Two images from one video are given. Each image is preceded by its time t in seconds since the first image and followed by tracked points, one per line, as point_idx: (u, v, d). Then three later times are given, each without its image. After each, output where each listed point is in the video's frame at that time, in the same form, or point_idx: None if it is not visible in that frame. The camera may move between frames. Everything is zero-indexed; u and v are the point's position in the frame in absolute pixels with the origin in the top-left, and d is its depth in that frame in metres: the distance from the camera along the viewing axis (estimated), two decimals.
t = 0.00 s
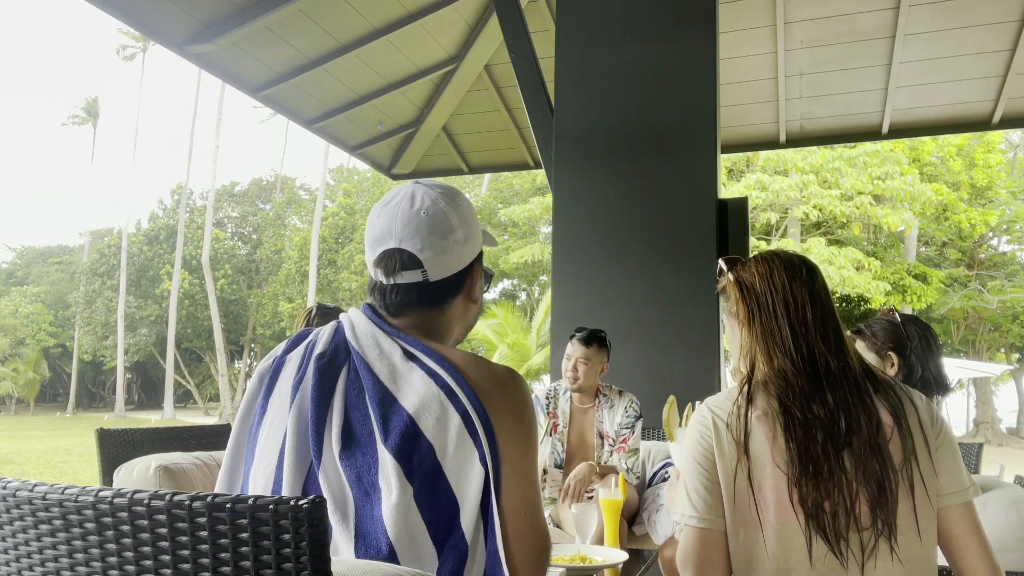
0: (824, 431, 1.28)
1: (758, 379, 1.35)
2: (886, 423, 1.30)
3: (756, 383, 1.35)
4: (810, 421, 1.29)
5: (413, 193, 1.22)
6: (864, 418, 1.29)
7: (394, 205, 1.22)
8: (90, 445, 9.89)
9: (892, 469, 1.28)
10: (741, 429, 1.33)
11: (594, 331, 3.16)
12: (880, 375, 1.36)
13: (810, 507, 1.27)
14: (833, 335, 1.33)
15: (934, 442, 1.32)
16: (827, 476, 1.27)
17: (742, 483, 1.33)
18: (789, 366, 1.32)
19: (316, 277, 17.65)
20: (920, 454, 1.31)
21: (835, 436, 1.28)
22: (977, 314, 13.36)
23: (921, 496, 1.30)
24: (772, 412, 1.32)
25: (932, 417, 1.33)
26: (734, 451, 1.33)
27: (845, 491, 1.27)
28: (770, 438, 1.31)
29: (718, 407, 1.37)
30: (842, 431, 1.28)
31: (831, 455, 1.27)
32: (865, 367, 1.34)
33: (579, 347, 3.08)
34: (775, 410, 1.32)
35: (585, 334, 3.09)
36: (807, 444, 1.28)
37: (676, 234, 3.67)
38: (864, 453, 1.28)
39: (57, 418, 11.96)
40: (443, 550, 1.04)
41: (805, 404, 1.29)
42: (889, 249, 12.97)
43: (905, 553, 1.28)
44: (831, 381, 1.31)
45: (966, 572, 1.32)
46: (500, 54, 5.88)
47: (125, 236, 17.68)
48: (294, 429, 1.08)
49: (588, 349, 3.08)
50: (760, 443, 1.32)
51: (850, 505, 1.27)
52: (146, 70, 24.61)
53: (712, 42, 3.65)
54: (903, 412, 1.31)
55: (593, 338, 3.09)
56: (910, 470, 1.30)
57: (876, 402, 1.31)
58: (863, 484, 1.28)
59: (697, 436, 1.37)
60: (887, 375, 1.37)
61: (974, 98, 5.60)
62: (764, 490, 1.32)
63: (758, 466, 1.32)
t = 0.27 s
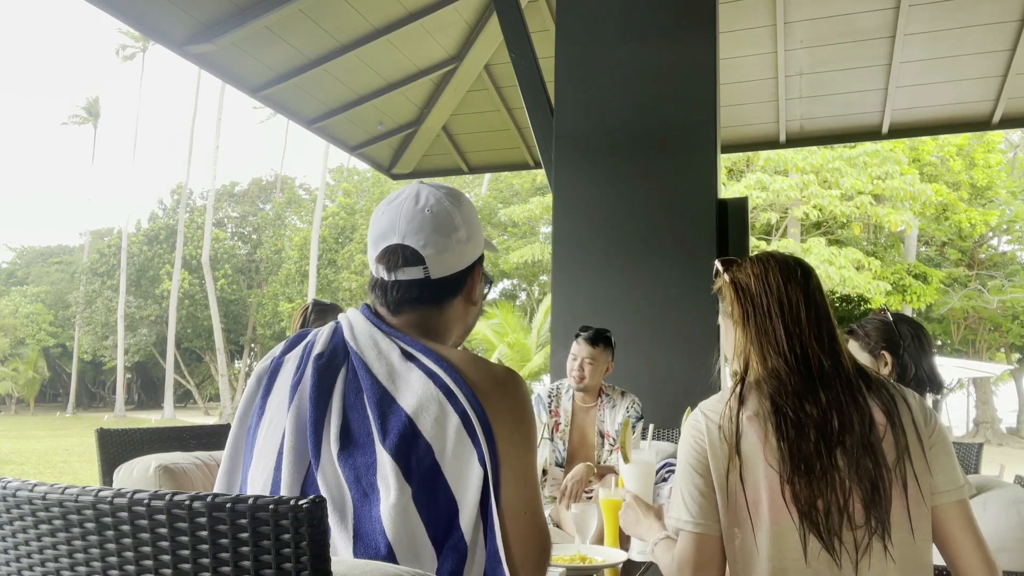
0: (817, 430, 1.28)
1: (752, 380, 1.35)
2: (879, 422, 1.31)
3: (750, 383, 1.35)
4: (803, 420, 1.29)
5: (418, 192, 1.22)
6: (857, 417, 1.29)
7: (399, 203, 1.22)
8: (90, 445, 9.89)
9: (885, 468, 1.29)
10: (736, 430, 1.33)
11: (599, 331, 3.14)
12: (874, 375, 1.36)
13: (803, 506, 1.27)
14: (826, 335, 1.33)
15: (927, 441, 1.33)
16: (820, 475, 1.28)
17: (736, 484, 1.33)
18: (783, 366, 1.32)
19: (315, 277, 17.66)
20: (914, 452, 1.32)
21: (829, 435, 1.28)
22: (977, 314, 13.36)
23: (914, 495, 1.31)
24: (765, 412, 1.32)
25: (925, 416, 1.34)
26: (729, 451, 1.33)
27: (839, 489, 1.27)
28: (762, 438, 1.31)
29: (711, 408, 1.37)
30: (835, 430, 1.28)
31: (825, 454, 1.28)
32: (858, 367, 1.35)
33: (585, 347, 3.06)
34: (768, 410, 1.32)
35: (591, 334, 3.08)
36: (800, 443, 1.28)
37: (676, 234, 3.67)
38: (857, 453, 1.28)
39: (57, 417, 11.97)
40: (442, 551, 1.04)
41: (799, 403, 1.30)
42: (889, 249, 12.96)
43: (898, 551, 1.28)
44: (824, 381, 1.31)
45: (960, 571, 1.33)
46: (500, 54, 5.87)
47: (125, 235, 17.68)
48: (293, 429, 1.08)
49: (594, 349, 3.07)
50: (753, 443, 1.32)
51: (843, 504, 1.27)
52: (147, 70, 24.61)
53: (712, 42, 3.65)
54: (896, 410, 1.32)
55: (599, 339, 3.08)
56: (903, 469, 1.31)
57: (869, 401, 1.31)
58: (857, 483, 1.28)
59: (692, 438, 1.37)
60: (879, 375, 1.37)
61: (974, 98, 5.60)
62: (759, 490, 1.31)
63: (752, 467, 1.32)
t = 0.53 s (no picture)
0: (814, 431, 1.28)
1: (754, 380, 1.35)
2: (877, 422, 1.31)
3: (751, 383, 1.35)
4: (802, 420, 1.29)
5: (425, 192, 1.22)
6: (856, 417, 1.29)
7: (407, 203, 1.22)
8: (90, 445, 9.89)
9: (883, 470, 1.29)
10: (734, 430, 1.33)
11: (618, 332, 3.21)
12: (873, 376, 1.37)
13: (801, 507, 1.27)
14: (828, 336, 1.33)
15: (925, 441, 1.33)
16: (819, 476, 1.27)
17: (734, 484, 1.33)
18: (782, 366, 1.32)
19: (316, 277, 17.67)
20: (913, 454, 1.31)
21: (826, 435, 1.28)
22: (977, 314, 13.37)
23: (914, 497, 1.30)
24: (763, 413, 1.32)
25: (925, 418, 1.34)
26: (727, 451, 1.33)
27: (836, 490, 1.28)
28: (760, 438, 1.31)
29: (709, 409, 1.37)
30: (834, 431, 1.28)
31: (823, 454, 1.28)
32: (857, 367, 1.35)
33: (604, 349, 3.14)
34: (766, 411, 1.32)
35: (610, 336, 3.15)
36: (798, 444, 1.28)
37: (676, 234, 3.67)
38: (856, 453, 1.28)
39: (57, 418, 11.98)
40: (443, 553, 1.03)
41: (799, 403, 1.30)
42: (890, 249, 12.96)
43: (895, 553, 1.28)
44: (824, 381, 1.31)
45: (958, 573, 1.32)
46: (500, 54, 5.87)
47: (125, 236, 17.68)
48: (295, 429, 1.08)
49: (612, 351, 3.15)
50: (751, 443, 1.32)
51: (840, 505, 1.27)
52: (147, 70, 24.62)
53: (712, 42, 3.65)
54: (895, 410, 1.32)
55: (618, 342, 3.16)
56: (903, 469, 1.30)
57: (868, 401, 1.31)
58: (855, 483, 1.28)
59: (692, 438, 1.37)
60: (880, 376, 1.37)
61: (974, 98, 5.61)
62: (756, 491, 1.31)
63: (750, 466, 1.32)
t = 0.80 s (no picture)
0: (819, 432, 1.28)
1: (759, 380, 1.35)
2: (883, 424, 1.30)
3: (757, 383, 1.35)
4: (807, 421, 1.29)
5: (431, 192, 1.22)
6: (860, 419, 1.29)
7: (414, 202, 1.22)
8: (90, 445, 9.90)
9: (886, 473, 1.29)
10: (738, 430, 1.33)
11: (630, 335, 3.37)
12: (879, 378, 1.36)
13: (803, 508, 1.27)
14: (835, 336, 1.33)
15: (932, 444, 1.32)
16: (823, 478, 1.27)
17: (737, 484, 1.33)
18: (789, 365, 1.32)
19: (316, 277, 17.68)
20: (918, 456, 1.31)
21: (831, 437, 1.28)
22: (977, 314, 13.38)
23: (917, 499, 1.30)
24: (769, 413, 1.32)
25: (931, 420, 1.33)
26: (730, 452, 1.33)
27: (840, 493, 1.27)
28: (763, 439, 1.31)
29: (712, 408, 1.37)
30: (839, 433, 1.28)
31: (827, 457, 1.28)
32: (864, 367, 1.34)
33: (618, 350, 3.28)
34: (771, 411, 1.32)
35: (624, 337, 3.30)
36: (802, 445, 1.28)
37: (676, 234, 3.67)
38: (861, 455, 1.28)
39: (57, 418, 11.99)
40: (445, 555, 1.03)
41: (803, 403, 1.30)
42: (890, 250, 12.98)
43: (896, 556, 1.28)
44: (830, 382, 1.31)
45: None
46: (500, 54, 5.85)
47: (125, 236, 17.68)
48: (298, 430, 1.08)
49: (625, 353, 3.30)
50: (754, 444, 1.32)
51: (842, 507, 1.27)
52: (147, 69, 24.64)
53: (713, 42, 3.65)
54: (900, 413, 1.32)
55: (631, 343, 3.31)
56: (907, 472, 1.30)
57: (874, 403, 1.31)
58: (859, 486, 1.28)
59: (696, 437, 1.37)
60: (886, 376, 1.37)
61: (975, 98, 5.60)
62: (759, 492, 1.31)
63: (753, 467, 1.32)
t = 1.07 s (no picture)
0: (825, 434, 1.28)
1: (763, 379, 1.35)
2: (891, 426, 1.30)
3: (760, 382, 1.35)
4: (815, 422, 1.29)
5: (430, 192, 1.23)
6: (866, 420, 1.29)
7: (413, 202, 1.23)
8: (90, 445, 9.90)
9: (894, 473, 1.28)
10: (741, 430, 1.33)
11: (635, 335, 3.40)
12: (888, 377, 1.36)
13: (809, 510, 1.28)
14: (841, 334, 1.32)
15: (940, 445, 1.32)
16: (828, 480, 1.27)
17: (738, 484, 1.33)
18: (794, 365, 1.32)
19: (316, 277, 17.68)
20: (925, 458, 1.31)
21: (836, 439, 1.28)
22: (977, 314, 13.40)
23: (924, 501, 1.30)
24: (773, 414, 1.32)
25: (940, 421, 1.32)
26: (732, 452, 1.33)
27: (844, 495, 1.27)
28: (770, 441, 1.31)
29: (719, 406, 1.37)
30: (843, 434, 1.28)
31: (832, 458, 1.27)
32: (873, 367, 1.34)
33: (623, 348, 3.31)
34: (776, 411, 1.32)
35: (629, 336, 3.33)
36: (808, 446, 1.28)
37: (675, 235, 3.67)
38: (866, 457, 1.28)
39: (57, 418, 11.99)
40: (444, 556, 1.03)
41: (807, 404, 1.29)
42: (890, 250, 13.03)
43: (902, 557, 1.28)
44: (836, 382, 1.31)
45: None
46: (500, 54, 5.85)
47: (125, 235, 17.67)
48: (297, 429, 1.08)
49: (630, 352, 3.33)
50: (758, 444, 1.32)
51: (850, 508, 1.27)
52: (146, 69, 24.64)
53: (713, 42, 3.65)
54: (909, 413, 1.31)
55: (636, 343, 3.34)
56: (914, 474, 1.30)
57: (882, 403, 1.31)
58: (864, 487, 1.28)
59: (698, 436, 1.37)
60: (894, 375, 1.36)
61: (975, 98, 5.61)
62: (762, 492, 1.31)
63: (756, 468, 1.32)
